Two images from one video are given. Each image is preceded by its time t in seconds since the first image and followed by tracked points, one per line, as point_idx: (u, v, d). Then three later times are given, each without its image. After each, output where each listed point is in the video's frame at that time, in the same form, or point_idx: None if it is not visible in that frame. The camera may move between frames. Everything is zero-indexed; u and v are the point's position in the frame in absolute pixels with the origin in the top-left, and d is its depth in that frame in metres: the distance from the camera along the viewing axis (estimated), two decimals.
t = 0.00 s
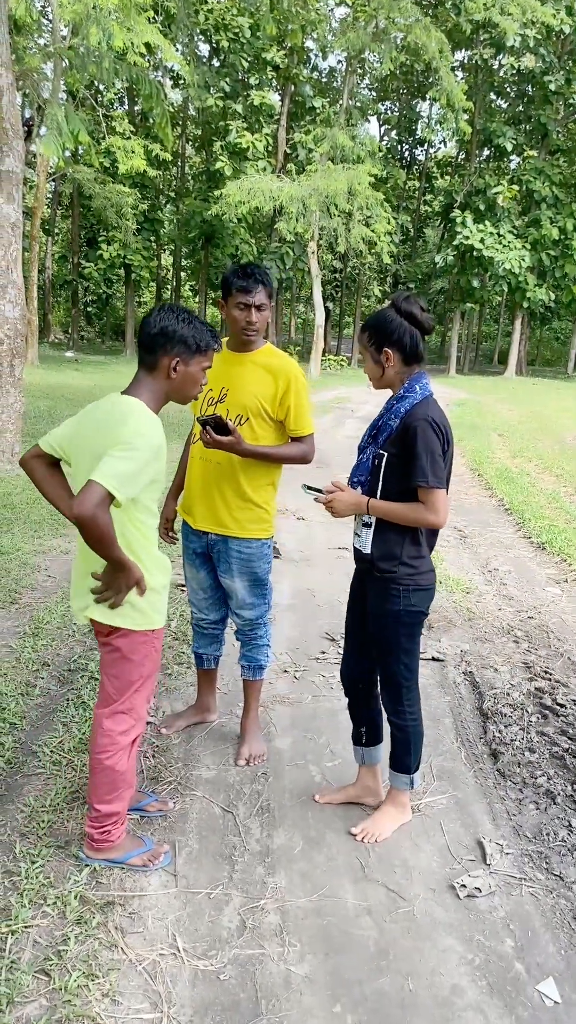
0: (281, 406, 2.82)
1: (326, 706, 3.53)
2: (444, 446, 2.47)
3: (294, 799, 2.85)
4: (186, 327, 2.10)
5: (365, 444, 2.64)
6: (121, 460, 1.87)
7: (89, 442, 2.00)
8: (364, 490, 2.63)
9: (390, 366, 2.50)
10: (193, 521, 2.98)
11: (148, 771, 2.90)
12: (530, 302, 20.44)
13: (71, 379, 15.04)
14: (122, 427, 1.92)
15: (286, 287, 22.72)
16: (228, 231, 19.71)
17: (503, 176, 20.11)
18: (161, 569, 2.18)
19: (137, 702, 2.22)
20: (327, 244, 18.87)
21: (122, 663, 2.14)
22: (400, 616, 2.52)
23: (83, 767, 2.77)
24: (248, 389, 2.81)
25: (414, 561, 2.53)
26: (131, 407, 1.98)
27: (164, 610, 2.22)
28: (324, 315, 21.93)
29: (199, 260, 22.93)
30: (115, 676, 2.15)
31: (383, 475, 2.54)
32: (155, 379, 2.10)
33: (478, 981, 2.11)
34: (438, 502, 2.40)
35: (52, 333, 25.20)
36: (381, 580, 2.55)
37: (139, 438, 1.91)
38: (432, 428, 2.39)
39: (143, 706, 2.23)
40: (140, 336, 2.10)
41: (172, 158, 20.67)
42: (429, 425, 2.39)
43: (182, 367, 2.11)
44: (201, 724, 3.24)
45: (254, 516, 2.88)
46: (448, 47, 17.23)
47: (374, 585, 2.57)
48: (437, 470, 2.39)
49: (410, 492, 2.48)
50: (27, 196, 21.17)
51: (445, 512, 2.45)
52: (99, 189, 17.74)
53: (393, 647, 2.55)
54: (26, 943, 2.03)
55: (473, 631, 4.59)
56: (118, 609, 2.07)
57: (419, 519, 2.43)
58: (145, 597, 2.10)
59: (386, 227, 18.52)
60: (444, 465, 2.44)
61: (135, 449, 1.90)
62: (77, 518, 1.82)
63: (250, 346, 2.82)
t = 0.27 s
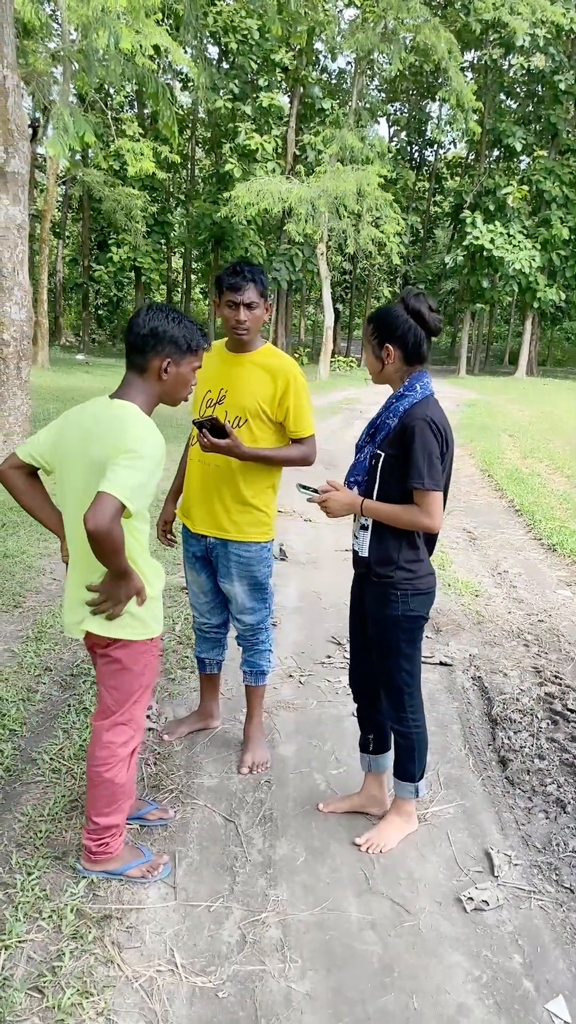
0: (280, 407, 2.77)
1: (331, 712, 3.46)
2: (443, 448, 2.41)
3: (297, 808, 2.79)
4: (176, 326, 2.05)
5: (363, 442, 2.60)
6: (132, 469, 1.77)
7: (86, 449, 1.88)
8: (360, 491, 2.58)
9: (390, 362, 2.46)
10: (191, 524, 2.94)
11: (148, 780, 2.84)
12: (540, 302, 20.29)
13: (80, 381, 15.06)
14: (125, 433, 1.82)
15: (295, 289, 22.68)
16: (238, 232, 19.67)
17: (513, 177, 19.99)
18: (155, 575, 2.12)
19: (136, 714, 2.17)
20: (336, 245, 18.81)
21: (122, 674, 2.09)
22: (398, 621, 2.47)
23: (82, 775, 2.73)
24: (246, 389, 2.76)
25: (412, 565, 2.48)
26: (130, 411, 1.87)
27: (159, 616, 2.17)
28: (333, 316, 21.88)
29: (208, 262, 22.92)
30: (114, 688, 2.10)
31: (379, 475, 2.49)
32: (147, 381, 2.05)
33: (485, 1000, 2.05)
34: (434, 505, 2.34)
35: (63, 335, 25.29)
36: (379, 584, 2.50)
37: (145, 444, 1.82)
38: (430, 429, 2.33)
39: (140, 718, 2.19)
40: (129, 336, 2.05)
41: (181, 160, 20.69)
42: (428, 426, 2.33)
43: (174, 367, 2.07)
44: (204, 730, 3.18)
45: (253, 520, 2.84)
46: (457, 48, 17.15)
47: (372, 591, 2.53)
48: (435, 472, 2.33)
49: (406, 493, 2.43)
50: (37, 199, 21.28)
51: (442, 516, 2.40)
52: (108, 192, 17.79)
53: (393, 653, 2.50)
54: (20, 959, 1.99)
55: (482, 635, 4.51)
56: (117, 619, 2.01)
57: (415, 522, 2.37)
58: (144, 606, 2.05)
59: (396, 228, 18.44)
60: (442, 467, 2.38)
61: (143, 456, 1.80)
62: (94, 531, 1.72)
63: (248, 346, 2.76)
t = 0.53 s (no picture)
0: (273, 408, 2.68)
1: (335, 724, 3.36)
2: (446, 451, 2.32)
3: (298, 825, 2.69)
4: (159, 325, 2.02)
5: (361, 445, 2.50)
6: (117, 478, 1.71)
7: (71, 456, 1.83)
8: (358, 495, 2.49)
9: (403, 360, 2.34)
10: (186, 531, 2.88)
11: (145, 794, 2.76)
12: (554, 303, 20.07)
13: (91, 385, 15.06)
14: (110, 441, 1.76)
15: (307, 291, 22.58)
16: (249, 235, 19.59)
17: (526, 176, 19.80)
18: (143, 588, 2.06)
19: (126, 732, 2.10)
20: (348, 246, 18.69)
21: (110, 692, 2.02)
22: (399, 633, 2.38)
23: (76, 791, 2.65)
24: (238, 391, 2.69)
25: (413, 574, 2.38)
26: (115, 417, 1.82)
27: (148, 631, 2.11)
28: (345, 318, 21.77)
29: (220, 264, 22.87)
30: (102, 707, 2.03)
31: (379, 480, 2.39)
32: (131, 383, 2.01)
33: None
34: (437, 512, 2.25)
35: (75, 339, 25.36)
36: (378, 594, 2.41)
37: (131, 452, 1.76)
38: (433, 431, 2.23)
39: (130, 736, 2.12)
40: (111, 337, 2.00)
41: (192, 163, 20.67)
42: (429, 428, 2.23)
43: (158, 370, 2.03)
44: (203, 743, 3.10)
45: (248, 526, 2.76)
46: (469, 47, 17.02)
47: (372, 600, 2.43)
48: (438, 476, 2.24)
49: (407, 498, 2.34)
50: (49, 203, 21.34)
51: (444, 522, 2.31)
52: (119, 195, 17.80)
53: (393, 665, 2.41)
54: (4, 988, 1.91)
55: (492, 643, 4.39)
56: (104, 634, 1.94)
57: (417, 528, 2.28)
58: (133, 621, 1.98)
59: (408, 228, 18.29)
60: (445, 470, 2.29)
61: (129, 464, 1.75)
62: (78, 542, 1.65)
63: (240, 346, 2.68)
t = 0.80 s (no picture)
0: (262, 405, 2.67)
1: (336, 734, 3.26)
2: (449, 450, 2.21)
3: (295, 842, 2.59)
4: (144, 320, 1.95)
5: (358, 445, 2.39)
6: (87, 486, 1.70)
7: (45, 461, 1.82)
8: (357, 498, 2.38)
9: (409, 357, 2.24)
10: (179, 537, 2.82)
11: (137, 809, 2.67)
12: (566, 304, 19.87)
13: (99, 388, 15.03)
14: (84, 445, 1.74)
15: (317, 293, 22.49)
16: (258, 237, 19.51)
17: (537, 177, 19.61)
18: (124, 594, 2.05)
19: (109, 748, 2.07)
20: (357, 248, 18.57)
21: (90, 708, 2.00)
22: (399, 642, 2.27)
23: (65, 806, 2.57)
24: (226, 390, 2.67)
25: (413, 581, 2.27)
26: (92, 419, 1.80)
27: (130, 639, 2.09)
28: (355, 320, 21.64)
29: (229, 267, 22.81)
30: (82, 724, 2.01)
31: (379, 482, 2.29)
32: (120, 382, 1.92)
33: None
34: (441, 514, 2.15)
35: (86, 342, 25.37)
36: (376, 601, 2.30)
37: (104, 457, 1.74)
38: (435, 431, 2.13)
39: (114, 751, 2.09)
40: (99, 335, 1.89)
41: (201, 165, 20.62)
42: (432, 427, 2.13)
43: (146, 365, 1.97)
44: (199, 754, 3.01)
45: (240, 528, 2.69)
46: (479, 47, 16.88)
47: (370, 608, 2.32)
48: (442, 478, 2.13)
49: (408, 502, 2.23)
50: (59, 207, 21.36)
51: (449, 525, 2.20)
52: (127, 198, 17.79)
53: (392, 676, 2.30)
54: None
55: (501, 650, 4.27)
56: (81, 647, 1.93)
57: (420, 533, 2.18)
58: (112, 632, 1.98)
59: (418, 229, 18.15)
60: (447, 470, 2.19)
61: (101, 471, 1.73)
62: (41, 555, 1.66)
63: (228, 341, 2.68)
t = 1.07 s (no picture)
0: (262, 405, 2.58)
1: (342, 749, 3.14)
2: (460, 455, 2.10)
3: (298, 865, 2.48)
4: (129, 317, 1.88)
5: (364, 449, 2.27)
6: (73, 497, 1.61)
7: (28, 469, 1.72)
8: (363, 506, 2.26)
9: (418, 357, 2.13)
10: (176, 547, 2.72)
11: (133, 830, 2.57)
12: None
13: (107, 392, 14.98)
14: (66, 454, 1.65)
15: (325, 296, 22.38)
16: (266, 240, 19.40)
17: (546, 178, 19.43)
18: (114, 611, 1.96)
19: (99, 770, 1.97)
20: (366, 250, 18.44)
21: (79, 730, 1.90)
22: (407, 657, 2.15)
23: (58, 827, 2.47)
24: (224, 391, 2.58)
25: (423, 593, 2.15)
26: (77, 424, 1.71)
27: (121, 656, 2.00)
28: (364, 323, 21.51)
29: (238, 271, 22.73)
30: (71, 745, 1.91)
31: (386, 488, 2.17)
32: (106, 384, 1.85)
33: None
34: (451, 521, 2.04)
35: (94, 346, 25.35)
36: (383, 614, 2.18)
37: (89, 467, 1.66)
38: (446, 433, 2.02)
39: (105, 774, 1.99)
40: (83, 333, 1.81)
41: (209, 168, 20.56)
42: (443, 430, 2.02)
43: (133, 366, 1.90)
44: (199, 771, 2.90)
45: (240, 536, 2.59)
46: (487, 48, 16.74)
47: (376, 621, 2.21)
48: (452, 484, 2.02)
49: (417, 509, 2.12)
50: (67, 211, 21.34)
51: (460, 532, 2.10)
52: (135, 202, 17.74)
53: (400, 692, 2.18)
54: None
55: (512, 658, 4.14)
56: (69, 668, 1.84)
57: (430, 541, 2.07)
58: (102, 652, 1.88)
59: (427, 231, 18.02)
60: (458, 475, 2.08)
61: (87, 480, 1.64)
62: (24, 572, 1.57)
63: (224, 343, 2.60)
